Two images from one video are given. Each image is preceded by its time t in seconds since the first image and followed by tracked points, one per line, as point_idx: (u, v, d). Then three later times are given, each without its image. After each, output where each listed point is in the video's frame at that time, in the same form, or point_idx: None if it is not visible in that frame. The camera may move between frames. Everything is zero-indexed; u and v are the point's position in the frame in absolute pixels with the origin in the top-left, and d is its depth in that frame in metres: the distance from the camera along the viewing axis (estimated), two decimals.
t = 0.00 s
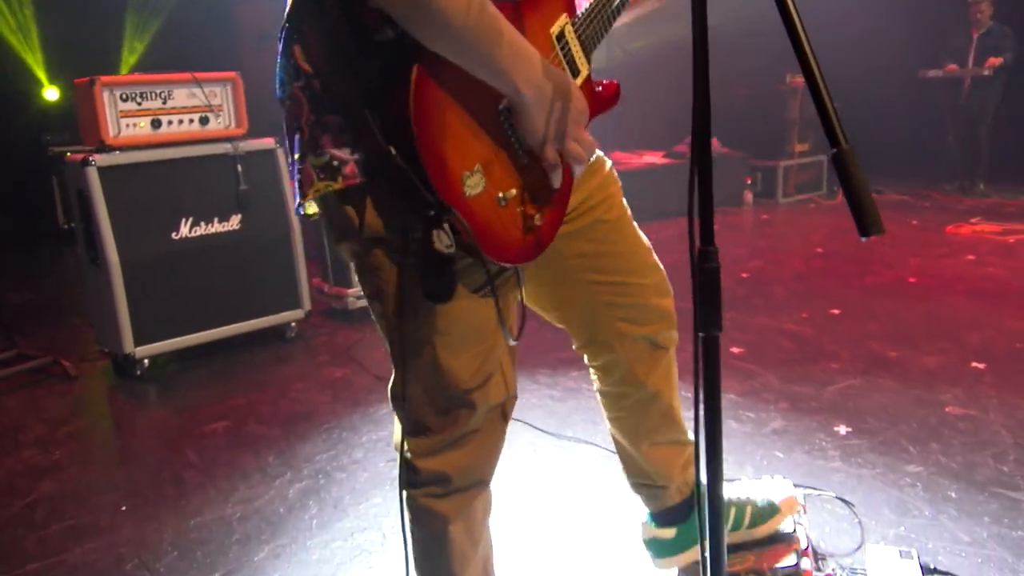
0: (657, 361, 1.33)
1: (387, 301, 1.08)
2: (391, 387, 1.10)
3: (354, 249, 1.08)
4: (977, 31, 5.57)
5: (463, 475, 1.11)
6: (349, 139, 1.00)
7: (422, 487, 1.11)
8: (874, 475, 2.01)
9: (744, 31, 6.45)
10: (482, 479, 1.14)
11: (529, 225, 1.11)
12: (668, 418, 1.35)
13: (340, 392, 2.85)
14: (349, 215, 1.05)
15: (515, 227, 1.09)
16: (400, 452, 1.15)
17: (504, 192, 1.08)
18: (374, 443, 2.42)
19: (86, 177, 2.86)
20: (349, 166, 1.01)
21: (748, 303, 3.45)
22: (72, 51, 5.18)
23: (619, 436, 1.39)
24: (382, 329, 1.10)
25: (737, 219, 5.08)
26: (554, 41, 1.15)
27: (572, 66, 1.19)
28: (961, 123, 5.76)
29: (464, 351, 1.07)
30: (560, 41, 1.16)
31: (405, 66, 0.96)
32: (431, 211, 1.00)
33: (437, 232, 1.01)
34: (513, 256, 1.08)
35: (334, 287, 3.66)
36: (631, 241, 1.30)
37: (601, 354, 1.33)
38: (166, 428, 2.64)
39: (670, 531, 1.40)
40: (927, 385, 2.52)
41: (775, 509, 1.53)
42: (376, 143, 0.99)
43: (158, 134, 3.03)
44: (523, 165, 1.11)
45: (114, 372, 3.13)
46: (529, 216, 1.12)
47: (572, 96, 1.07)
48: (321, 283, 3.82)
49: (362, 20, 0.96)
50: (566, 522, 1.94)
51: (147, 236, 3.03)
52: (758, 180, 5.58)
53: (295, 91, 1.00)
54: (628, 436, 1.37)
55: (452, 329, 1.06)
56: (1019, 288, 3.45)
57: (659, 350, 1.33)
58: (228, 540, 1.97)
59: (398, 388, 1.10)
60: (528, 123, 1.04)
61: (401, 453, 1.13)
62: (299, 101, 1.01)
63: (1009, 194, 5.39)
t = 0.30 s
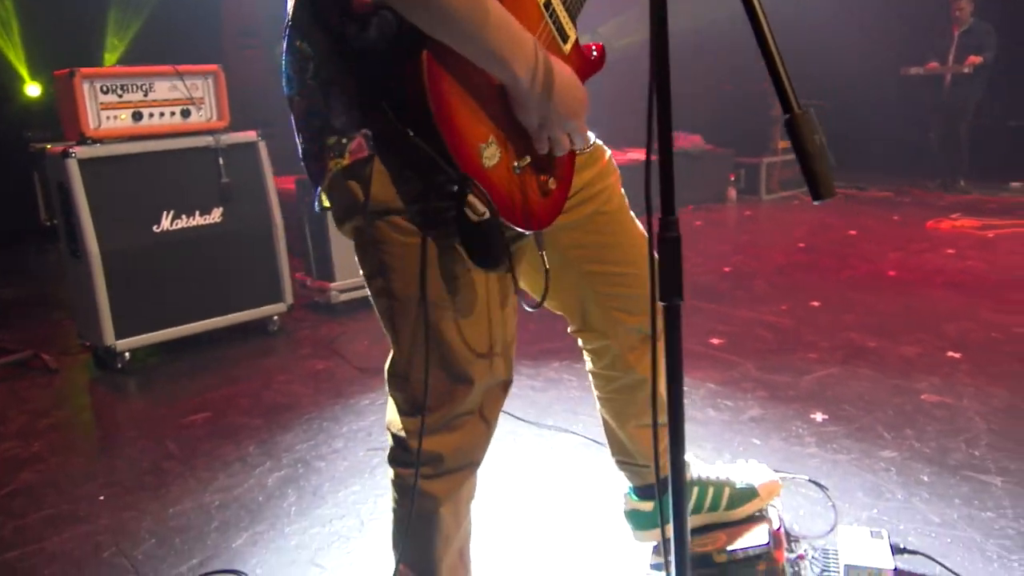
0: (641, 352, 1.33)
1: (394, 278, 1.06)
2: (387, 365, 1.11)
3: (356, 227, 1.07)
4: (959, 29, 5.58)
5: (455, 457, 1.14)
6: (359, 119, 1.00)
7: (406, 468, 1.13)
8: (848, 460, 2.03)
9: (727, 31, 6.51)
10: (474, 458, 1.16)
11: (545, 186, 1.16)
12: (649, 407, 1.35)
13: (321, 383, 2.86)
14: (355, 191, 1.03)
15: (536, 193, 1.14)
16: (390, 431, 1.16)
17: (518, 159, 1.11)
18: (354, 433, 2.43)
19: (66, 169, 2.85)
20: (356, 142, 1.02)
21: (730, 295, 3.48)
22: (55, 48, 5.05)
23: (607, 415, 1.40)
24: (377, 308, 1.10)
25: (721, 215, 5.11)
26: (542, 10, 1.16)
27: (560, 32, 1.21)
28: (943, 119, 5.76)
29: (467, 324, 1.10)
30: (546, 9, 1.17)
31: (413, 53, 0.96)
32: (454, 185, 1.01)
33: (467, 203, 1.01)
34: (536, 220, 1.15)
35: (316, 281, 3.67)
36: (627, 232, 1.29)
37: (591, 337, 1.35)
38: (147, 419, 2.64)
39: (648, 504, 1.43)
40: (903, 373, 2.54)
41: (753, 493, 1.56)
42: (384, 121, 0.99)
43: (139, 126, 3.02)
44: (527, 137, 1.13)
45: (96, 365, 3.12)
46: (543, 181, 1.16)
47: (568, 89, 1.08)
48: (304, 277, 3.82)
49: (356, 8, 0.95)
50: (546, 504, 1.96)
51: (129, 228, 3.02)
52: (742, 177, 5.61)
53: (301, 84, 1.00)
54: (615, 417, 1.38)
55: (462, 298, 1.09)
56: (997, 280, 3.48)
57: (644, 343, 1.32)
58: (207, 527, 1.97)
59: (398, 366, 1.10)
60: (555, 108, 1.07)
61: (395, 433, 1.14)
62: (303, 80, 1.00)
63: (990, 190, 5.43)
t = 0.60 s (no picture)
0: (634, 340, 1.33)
1: (357, 273, 1.07)
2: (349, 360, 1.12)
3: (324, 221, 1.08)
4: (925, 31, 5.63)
5: (413, 453, 1.13)
6: (324, 113, 1.00)
7: (366, 464, 1.14)
8: (804, 458, 2.05)
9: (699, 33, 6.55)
10: (433, 456, 1.15)
11: (509, 192, 1.09)
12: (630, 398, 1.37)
13: (284, 387, 2.84)
14: (320, 184, 1.04)
15: (495, 200, 1.07)
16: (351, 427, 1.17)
17: (484, 162, 1.05)
18: (314, 436, 2.42)
19: (22, 172, 2.81)
20: (320, 137, 1.02)
21: (695, 294, 3.49)
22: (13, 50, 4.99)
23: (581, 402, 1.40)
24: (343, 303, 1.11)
25: (690, 216, 5.14)
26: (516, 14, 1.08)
27: (535, 39, 1.13)
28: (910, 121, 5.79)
29: (428, 321, 1.09)
30: (521, 15, 1.09)
31: (378, 53, 0.95)
32: (416, 186, 1.00)
33: (427, 206, 1.01)
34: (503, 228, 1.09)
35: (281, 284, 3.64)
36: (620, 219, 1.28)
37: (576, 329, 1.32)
38: (105, 424, 2.60)
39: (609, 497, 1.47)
40: (863, 370, 2.56)
41: (710, 501, 1.54)
42: (351, 118, 0.99)
43: (98, 129, 2.98)
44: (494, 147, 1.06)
45: (55, 370, 3.08)
46: (507, 185, 1.09)
47: (525, 94, 1.02)
48: (269, 280, 3.78)
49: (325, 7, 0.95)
50: (497, 510, 1.95)
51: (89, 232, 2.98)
52: (711, 178, 5.65)
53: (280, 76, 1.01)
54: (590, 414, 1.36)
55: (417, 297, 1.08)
56: (956, 278, 3.52)
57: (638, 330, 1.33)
58: (162, 533, 1.95)
59: (359, 360, 1.10)
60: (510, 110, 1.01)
61: (355, 429, 1.14)
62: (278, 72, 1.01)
63: (954, 190, 5.48)
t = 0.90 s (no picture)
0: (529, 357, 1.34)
1: (273, 268, 1.02)
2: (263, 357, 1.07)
3: (241, 216, 1.03)
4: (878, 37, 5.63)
5: (332, 450, 1.10)
6: (249, 103, 0.95)
7: (284, 461, 1.10)
8: (745, 463, 2.07)
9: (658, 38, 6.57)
10: (352, 451, 1.12)
11: (426, 194, 1.08)
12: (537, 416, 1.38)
13: (231, 397, 2.79)
14: (238, 178, 1.00)
15: (412, 202, 1.05)
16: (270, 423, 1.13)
17: (406, 162, 1.03)
18: (258, 449, 2.38)
19: None
20: (242, 128, 0.98)
21: (649, 298, 3.50)
22: None
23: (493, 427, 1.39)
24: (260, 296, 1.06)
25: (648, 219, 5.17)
26: (450, 24, 1.10)
27: (468, 47, 1.12)
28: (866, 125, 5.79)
29: (350, 318, 1.06)
30: (458, 24, 1.12)
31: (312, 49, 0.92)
32: (336, 179, 0.96)
33: (348, 196, 0.97)
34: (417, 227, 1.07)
35: (231, 292, 3.60)
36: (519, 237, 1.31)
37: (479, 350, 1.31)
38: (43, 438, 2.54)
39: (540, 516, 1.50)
40: (808, 373, 2.58)
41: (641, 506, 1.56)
42: (278, 108, 0.93)
43: (37, 136, 2.90)
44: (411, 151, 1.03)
45: None
46: (425, 186, 1.08)
47: (457, 101, 0.97)
48: (219, 288, 3.73)
49: None
50: (428, 514, 1.94)
51: (29, 241, 2.91)
52: (667, 183, 5.60)
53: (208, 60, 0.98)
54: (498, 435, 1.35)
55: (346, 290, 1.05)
56: (904, 280, 3.57)
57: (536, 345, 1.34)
58: (95, 551, 1.91)
59: (274, 356, 1.06)
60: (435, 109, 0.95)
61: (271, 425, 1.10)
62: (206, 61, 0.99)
63: (906, 193, 5.56)
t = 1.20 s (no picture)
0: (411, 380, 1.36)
1: (158, 318, 1.00)
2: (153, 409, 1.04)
3: (112, 268, 0.99)
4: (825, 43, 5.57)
5: (235, 496, 1.09)
6: (121, 153, 0.93)
7: (183, 516, 1.07)
8: (679, 474, 2.07)
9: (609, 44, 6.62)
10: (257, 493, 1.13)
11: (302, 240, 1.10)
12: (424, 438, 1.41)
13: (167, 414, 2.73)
14: (113, 228, 0.97)
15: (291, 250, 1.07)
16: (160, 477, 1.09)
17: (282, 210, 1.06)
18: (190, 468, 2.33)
19: None
20: (115, 177, 0.94)
21: (595, 305, 3.50)
22: None
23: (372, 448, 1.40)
24: (143, 349, 1.03)
25: (600, 224, 5.20)
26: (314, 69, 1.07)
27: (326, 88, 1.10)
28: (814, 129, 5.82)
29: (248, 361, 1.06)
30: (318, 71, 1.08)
31: (189, 103, 0.93)
32: (217, 230, 0.97)
33: (232, 251, 0.99)
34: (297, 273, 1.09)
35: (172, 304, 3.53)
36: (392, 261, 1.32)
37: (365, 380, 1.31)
38: None
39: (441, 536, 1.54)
40: (746, 381, 2.60)
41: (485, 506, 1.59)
42: (156, 157, 0.93)
43: None
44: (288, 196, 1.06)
45: None
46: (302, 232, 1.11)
47: (330, 149, 1.03)
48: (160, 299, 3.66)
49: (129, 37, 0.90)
50: (328, 515, 1.90)
51: None
52: (620, 187, 5.72)
53: (58, 100, 0.95)
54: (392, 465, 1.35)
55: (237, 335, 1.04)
56: (844, 284, 3.62)
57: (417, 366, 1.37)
58: None
59: (167, 408, 1.03)
60: (312, 160, 1.00)
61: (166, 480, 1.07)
62: (62, 123, 0.95)
63: (853, 196, 5.65)
